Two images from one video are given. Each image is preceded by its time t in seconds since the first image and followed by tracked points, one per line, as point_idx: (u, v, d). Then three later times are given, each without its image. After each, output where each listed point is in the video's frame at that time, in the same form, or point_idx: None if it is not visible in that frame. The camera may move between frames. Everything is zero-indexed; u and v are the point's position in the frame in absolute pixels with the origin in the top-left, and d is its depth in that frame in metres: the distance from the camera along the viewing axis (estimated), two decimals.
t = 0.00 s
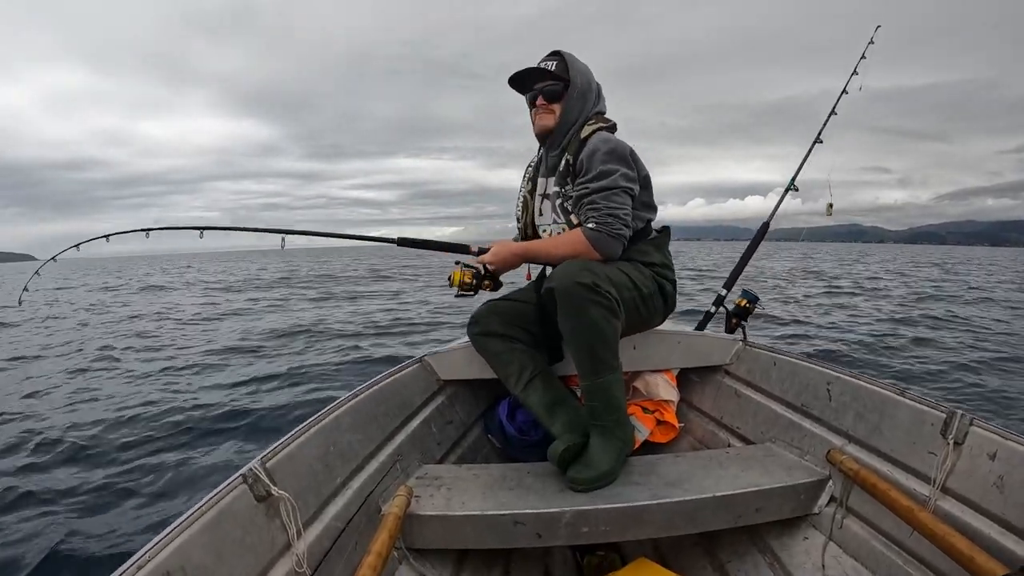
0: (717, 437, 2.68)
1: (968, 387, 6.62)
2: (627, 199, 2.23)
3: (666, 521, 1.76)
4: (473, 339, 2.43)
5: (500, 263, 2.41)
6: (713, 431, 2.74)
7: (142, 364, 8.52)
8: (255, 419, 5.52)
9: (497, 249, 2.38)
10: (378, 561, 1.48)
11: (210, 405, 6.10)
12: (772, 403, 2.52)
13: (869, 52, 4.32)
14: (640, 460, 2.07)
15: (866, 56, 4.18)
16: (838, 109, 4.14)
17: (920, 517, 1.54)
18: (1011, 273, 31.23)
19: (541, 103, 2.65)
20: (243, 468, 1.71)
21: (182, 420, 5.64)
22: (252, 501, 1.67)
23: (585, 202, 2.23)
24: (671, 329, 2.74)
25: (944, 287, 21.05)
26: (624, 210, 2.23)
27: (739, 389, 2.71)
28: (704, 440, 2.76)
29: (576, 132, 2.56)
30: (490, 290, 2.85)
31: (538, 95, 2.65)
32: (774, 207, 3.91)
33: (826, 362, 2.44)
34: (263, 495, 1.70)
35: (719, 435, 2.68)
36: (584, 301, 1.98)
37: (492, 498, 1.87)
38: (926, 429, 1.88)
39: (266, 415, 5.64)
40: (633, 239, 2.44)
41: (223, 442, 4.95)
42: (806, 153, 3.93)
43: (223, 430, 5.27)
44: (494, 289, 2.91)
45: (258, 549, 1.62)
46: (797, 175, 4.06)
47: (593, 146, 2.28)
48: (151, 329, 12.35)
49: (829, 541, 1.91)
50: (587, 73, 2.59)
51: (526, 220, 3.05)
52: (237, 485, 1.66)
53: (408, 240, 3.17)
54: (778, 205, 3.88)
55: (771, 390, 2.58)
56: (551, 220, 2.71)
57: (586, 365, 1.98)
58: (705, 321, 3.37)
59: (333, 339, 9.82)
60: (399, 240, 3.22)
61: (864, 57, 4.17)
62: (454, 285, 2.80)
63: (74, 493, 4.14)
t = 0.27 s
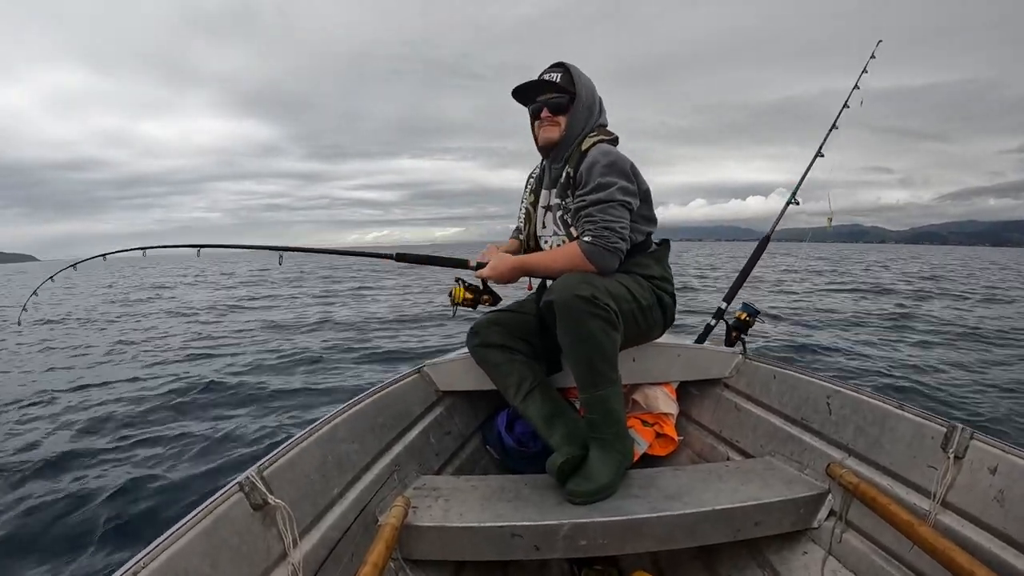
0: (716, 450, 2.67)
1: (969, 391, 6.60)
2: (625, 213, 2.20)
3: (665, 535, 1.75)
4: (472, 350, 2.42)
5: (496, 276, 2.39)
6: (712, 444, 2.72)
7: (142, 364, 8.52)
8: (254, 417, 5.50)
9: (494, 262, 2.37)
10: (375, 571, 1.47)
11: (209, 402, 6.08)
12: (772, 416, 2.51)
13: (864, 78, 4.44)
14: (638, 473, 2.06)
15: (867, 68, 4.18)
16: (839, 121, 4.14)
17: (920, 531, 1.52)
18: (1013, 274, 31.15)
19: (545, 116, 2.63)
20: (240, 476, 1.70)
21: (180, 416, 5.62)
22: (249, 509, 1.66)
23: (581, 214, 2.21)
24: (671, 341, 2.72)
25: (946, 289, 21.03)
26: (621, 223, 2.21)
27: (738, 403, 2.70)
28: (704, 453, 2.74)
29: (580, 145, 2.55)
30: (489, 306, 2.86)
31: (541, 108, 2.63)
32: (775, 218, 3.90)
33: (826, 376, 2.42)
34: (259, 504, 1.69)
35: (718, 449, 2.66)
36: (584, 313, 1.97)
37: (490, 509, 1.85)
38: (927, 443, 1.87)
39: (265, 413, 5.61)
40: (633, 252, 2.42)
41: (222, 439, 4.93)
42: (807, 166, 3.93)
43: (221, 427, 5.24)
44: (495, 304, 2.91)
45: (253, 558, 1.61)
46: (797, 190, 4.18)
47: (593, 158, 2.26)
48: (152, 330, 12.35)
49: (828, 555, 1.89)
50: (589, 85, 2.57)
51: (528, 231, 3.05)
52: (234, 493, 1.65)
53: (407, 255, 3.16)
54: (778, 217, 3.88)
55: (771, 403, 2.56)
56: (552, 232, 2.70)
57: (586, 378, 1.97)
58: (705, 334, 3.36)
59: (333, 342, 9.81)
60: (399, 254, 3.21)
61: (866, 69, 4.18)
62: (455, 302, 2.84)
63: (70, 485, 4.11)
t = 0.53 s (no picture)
0: (713, 458, 2.65)
1: (968, 394, 6.57)
2: (627, 220, 2.20)
3: (660, 543, 1.73)
4: (468, 355, 2.41)
5: (496, 278, 2.39)
6: (709, 452, 2.71)
7: (141, 365, 8.53)
8: (252, 421, 5.49)
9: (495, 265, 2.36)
10: None
11: (207, 405, 6.08)
12: (768, 424, 2.50)
13: (873, 67, 4.23)
14: (634, 480, 2.05)
15: (868, 72, 4.16)
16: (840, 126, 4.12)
17: (917, 541, 1.51)
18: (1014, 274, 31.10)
19: (548, 121, 2.61)
20: (232, 480, 1.69)
21: (178, 421, 5.61)
22: (240, 513, 1.65)
23: (584, 220, 2.20)
24: (668, 348, 2.71)
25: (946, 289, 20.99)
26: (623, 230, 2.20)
27: (734, 410, 2.69)
28: (700, 461, 2.73)
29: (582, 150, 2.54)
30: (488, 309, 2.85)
31: (544, 112, 2.61)
32: (774, 224, 3.89)
33: (823, 384, 2.41)
34: (251, 508, 1.68)
35: (714, 457, 2.65)
36: (581, 319, 1.96)
37: (483, 515, 1.84)
38: (923, 452, 1.86)
39: (262, 417, 5.60)
40: (634, 259, 2.42)
41: (219, 443, 4.93)
42: (806, 172, 3.92)
43: (219, 430, 5.23)
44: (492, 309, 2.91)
45: (244, 562, 1.60)
46: (799, 191, 3.97)
47: (598, 165, 2.25)
48: (151, 331, 12.35)
49: (825, 564, 1.88)
50: (592, 91, 2.57)
51: (528, 235, 3.04)
52: (225, 497, 1.64)
53: (404, 256, 3.15)
54: (777, 223, 3.86)
55: (768, 411, 2.55)
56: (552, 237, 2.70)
57: (582, 384, 1.96)
58: (702, 340, 3.34)
59: (332, 343, 9.80)
60: (397, 256, 3.21)
61: (866, 74, 4.16)
62: (453, 306, 2.81)
63: (69, 492, 4.11)
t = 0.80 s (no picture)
0: (712, 454, 2.65)
1: (970, 393, 6.56)
2: (622, 215, 2.19)
3: (658, 539, 1.73)
4: (467, 350, 2.41)
5: (493, 272, 2.39)
6: (708, 448, 2.71)
7: (142, 364, 8.55)
8: (252, 420, 5.49)
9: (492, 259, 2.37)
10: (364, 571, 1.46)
11: (207, 405, 6.08)
12: (767, 421, 2.50)
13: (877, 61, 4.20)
14: (632, 476, 2.05)
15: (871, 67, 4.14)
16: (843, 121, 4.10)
17: (916, 538, 1.51)
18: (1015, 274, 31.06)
19: (541, 116, 2.62)
20: (230, 473, 1.69)
21: (178, 420, 5.62)
22: (238, 507, 1.65)
23: (578, 216, 2.19)
24: (667, 344, 2.71)
25: (947, 289, 20.99)
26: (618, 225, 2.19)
27: (734, 407, 2.69)
28: (699, 457, 2.73)
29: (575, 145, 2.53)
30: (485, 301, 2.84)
31: (536, 107, 2.61)
32: (775, 220, 3.88)
33: (823, 381, 2.41)
34: (249, 501, 1.68)
35: (713, 453, 2.65)
36: (577, 314, 1.96)
37: (482, 510, 1.84)
38: (923, 450, 1.85)
39: (263, 416, 5.60)
40: (631, 253, 2.42)
41: (220, 442, 4.93)
42: (809, 167, 3.90)
43: (219, 430, 5.24)
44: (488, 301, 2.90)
45: (242, 555, 1.60)
46: (802, 185, 3.88)
47: (591, 160, 2.24)
48: (152, 329, 12.37)
49: (823, 561, 1.88)
50: (585, 84, 2.54)
51: (524, 229, 3.03)
52: (223, 491, 1.64)
53: (404, 249, 3.15)
54: (779, 219, 3.85)
55: (767, 407, 2.55)
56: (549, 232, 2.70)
57: (579, 379, 1.96)
58: (702, 336, 3.34)
59: (333, 341, 9.80)
60: (396, 248, 3.20)
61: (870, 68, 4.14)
62: (451, 295, 2.78)
63: (69, 491, 4.12)
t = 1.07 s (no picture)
0: (713, 443, 2.66)
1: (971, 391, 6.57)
2: (615, 201, 2.17)
3: (660, 528, 1.74)
4: (470, 338, 2.42)
5: (491, 263, 2.40)
6: (709, 437, 2.71)
7: (146, 362, 8.57)
8: (255, 417, 5.52)
9: (490, 250, 2.37)
10: (368, 559, 1.47)
11: (210, 403, 6.11)
12: (768, 411, 2.51)
13: (878, 53, 4.20)
14: (634, 465, 2.06)
15: (872, 57, 4.14)
16: (844, 112, 4.10)
17: (916, 529, 1.51)
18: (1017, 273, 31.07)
19: (534, 107, 2.63)
20: (233, 462, 1.70)
21: (181, 417, 5.65)
22: (242, 495, 1.66)
23: (572, 204, 2.18)
24: (669, 333, 2.72)
25: (949, 288, 21.00)
26: (612, 212, 2.18)
27: (735, 396, 2.70)
28: (700, 446, 2.74)
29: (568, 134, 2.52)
30: (485, 293, 2.85)
31: (531, 99, 2.63)
32: (777, 211, 3.89)
33: (824, 371, 2.42)
34: (253, 490, 1.69)
35: (714, 442, 2.66)
36: (576, 304, 1.97)
37: (485, 498, 1.85)
38: (924, 442, 1.86)
39: (266, 413, 5.63)
40: (628, 241, 2.42)
41: (223, 440, 4.96)
42: (810, 158, 3.90)
43: (223, 427, 5.27)
44: (488, 292, 2.92)
45: (246, 544, 1.61)
46: (801, 179, 3.98)
47: (581, 147, 2.22)
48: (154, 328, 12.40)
49: (823, 551, 1.89)
50: (578, 74, 2.54)
51: (525, 220, 3.04)
52: (227, 480, 1.65)
53: (404, 241, 3.16)
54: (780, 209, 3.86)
55: (768, 398, 2.56)
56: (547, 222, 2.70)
57: (579, 369, 1.97)
58: (703, 326, 3.35)
59: (335, 338, 9.82)
60: (395, 241, 3.21)
61: (871, 59, 4.14)
62: (447, 287, 2.83)
63: (75, 489, 4.16)
